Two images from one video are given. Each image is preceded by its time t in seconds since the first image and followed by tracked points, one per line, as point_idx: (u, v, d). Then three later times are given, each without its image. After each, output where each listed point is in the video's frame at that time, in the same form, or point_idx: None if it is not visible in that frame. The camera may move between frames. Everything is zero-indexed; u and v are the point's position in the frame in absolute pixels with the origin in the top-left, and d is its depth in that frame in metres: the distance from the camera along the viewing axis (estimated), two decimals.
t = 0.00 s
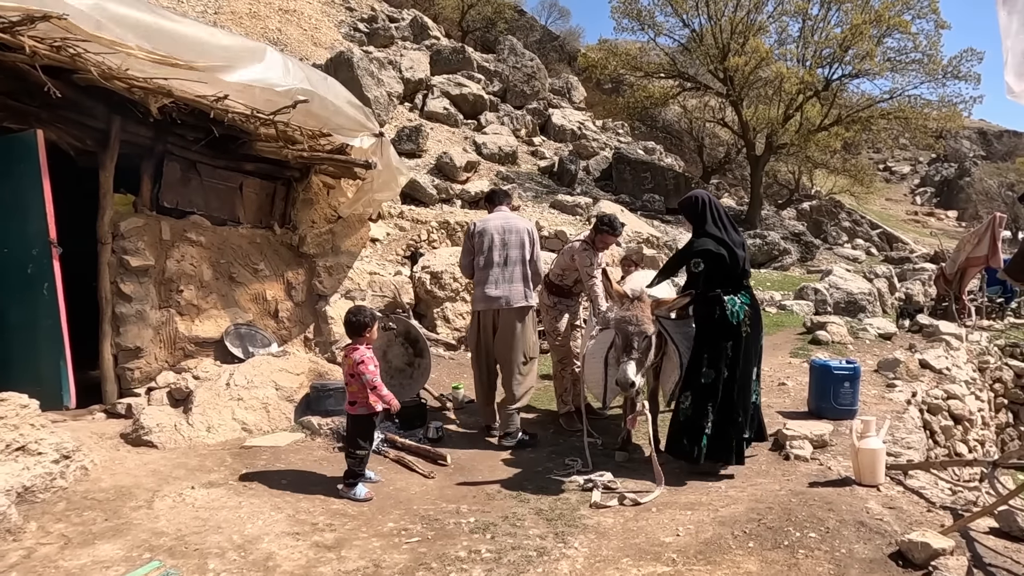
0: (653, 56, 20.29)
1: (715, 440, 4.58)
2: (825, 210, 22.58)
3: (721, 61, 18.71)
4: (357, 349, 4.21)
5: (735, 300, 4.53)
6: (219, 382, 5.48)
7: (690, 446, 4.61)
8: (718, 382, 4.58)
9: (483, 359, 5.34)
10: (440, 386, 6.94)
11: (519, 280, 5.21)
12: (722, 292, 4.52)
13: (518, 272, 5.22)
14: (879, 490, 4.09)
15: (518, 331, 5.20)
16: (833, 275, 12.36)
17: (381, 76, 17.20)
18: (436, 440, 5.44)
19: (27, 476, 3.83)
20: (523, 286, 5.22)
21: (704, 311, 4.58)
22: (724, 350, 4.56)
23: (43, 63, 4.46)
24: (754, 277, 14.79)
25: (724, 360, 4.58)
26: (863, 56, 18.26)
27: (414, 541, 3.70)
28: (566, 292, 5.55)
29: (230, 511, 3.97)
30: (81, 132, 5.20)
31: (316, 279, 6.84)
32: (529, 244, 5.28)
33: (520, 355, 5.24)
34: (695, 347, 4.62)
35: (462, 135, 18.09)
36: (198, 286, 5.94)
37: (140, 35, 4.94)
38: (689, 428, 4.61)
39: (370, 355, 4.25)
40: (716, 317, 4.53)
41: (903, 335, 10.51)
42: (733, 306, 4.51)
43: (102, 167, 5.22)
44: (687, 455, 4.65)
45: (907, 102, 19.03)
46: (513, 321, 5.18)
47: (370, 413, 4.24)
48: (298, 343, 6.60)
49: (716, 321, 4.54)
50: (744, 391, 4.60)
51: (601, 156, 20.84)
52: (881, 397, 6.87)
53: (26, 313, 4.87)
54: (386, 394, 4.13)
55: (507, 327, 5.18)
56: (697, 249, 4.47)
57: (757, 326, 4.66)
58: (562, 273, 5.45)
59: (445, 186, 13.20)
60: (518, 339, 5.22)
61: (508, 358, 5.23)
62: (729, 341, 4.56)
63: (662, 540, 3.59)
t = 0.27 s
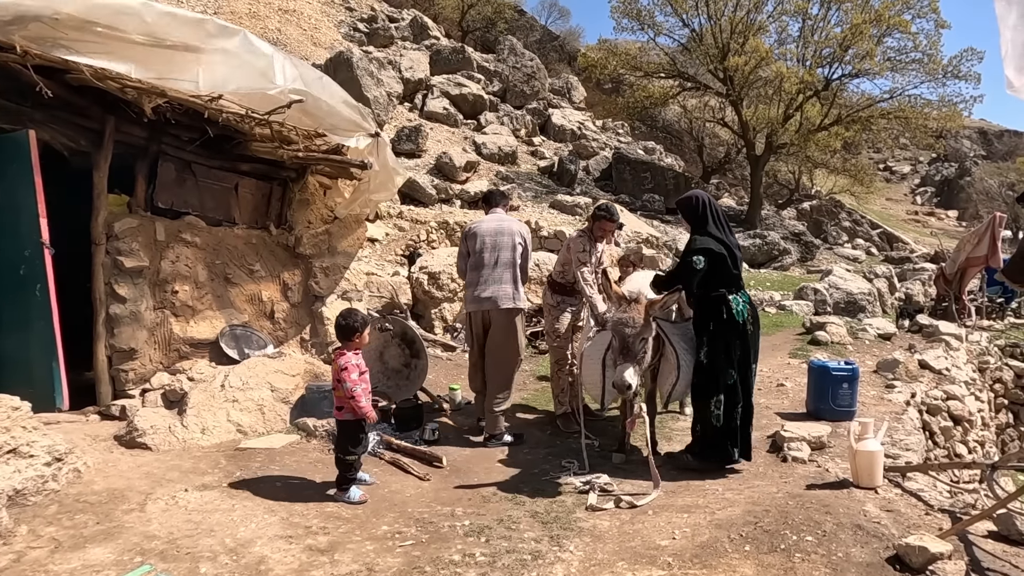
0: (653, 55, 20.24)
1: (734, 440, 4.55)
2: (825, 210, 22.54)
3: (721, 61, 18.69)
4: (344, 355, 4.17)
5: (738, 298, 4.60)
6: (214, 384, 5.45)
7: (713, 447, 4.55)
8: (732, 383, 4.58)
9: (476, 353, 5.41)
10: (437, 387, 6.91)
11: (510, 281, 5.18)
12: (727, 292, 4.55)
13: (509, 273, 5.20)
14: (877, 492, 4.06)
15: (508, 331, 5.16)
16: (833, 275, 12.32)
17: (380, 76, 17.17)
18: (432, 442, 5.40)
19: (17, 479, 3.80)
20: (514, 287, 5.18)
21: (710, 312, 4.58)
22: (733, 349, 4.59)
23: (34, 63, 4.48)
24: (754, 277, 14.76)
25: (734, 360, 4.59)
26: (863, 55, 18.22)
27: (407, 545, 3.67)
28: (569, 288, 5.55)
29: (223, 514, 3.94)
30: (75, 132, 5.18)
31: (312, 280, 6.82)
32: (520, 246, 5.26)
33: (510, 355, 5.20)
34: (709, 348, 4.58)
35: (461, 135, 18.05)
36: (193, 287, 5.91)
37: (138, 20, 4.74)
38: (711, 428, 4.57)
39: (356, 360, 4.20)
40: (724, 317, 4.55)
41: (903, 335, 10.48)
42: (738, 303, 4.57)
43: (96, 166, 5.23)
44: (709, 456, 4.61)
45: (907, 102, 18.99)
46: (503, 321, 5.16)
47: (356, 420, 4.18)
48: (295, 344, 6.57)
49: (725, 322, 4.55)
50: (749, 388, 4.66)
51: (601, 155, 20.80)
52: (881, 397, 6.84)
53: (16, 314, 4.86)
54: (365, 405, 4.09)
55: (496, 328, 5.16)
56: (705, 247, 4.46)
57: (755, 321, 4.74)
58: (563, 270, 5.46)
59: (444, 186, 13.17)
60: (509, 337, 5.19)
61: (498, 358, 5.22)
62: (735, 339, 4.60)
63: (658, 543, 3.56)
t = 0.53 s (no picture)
0: (652, 55, 20.21)
1: (735, 440, 4.57)
2: (825, 210, 22.49)
3: (721, 60, 18.67)
4: (337, 357, 4.12)
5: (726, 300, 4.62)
6: (209, 384, 5.41)
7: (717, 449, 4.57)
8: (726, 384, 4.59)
9: (466, 350, 5.44)
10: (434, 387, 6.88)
11: (498, 278, 5.19)
12: (713, 295, 4.55)
13: (498, 271, 5.21)
14: (875, 493, 4.03)
15: (495, 329, 5.17)
16: (833, 274, 12.27)
17: (380, 76, 17.15)
18: (427, 443, 5.37)
19: (8, 481, 3.78)
20: (502, 284, 5.19)
21: (700, 315, 4.59)
22: (727, 350, 4.61)
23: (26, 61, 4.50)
24: (754, 277, 14.71)
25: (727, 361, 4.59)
26: (863, 55, 18.17)
27: (401, 547, 3.64)
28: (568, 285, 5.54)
29: (216, 516, 3.91)
30: (68, 131, 5.16)
31: (308, 280, 6.79)
32: (509, 246, 5.28)
33: (499, 354, 5.20)
34: (706, 350, 4.58)
35: (461, 135, 18.02)
36: (188, 287, 5.88)
37: (132, 22, 4.72)
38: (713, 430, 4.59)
39: (347, 363, 4.16)
40: (714, 319, 4.57)
41: (903, 335, 10.44)
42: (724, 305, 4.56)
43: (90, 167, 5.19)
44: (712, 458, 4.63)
45: (907, 101, 18.95)
46: (490, 319, 5.17)
47: (341, 425, 4.15)
48: (291, 344, 6.53)
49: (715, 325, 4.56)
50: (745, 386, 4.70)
51: (601, 155, 20.77)
52: (880, 397, 6.81)
53: (9, 315, 4.85)
54: (349, 412, 4.08)
55: (484, 325, 5.18)
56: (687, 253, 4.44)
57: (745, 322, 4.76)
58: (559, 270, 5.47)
59: (444, 186, 13.13)
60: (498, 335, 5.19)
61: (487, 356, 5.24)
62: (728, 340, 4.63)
63: (653, 545, 3.53)
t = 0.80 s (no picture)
0: (653, 54, 20.17)
1: (721, 442, 4.55)
2: (826, 209, 22.46)
3: (721, 60, 18.64)
4: (340, 358, 4.06)
5: (711, 298, 4.57)
6: (206, 384, 5.40)
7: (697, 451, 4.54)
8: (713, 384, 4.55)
9: (460, 347, 5.49)
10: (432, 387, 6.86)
11: (485, 270, 5.29)
12: (696, 295, 4.56)
13: (486, 264, 5.32)
14: (873, 494, 4.00)
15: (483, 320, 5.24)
16: (834, 274, 12.24)
17: (380, 75, 17.13)
18: (425, 443, 5.35)
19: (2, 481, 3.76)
20: (490, 276, 5.28)
21: (686, 315, 4.58)
22: (713, 350, 4.55)
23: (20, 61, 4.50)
24: (754, 276, 14.67)
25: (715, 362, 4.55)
26: (864, 54, 18.14)
27: (396, 548, 3.62)
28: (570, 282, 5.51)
29: (211, 517, 3.89)
30: (64, 131, 5.15)
31: (306, 280, 6.77)
32: (497, 242, 5.43)
33: (488, 346, 5.25)
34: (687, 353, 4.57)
35: (461, 134, 18.00)
36: (185, 287, 5.87)
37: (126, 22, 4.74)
38: (696, 433, 4.54)
39: (352, 364, 4.11)
40: (698, 318, 4.55)
41: (903, 335, 10.41)
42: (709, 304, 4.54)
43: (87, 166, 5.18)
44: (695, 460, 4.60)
45: (908, 100, 18.91)
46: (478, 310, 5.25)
47: (348, 425, 4.12)
48: (288, 344, 6.51)
49: (700, 325, 4.53)
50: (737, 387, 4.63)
51: (601, 155, 20.74)
52: (879, 397, 6.79)
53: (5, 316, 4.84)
54: (358, 413, 4.02)
55: (473, 318, 5.27)
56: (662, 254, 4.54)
57: (738, 319, 4.66)
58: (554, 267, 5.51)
59: (444, 185, 13.10)
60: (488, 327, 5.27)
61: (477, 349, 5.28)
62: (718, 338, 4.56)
63: (650, 546, 3.51)
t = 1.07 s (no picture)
0: (654, 54, 20.14)
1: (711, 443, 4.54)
2: (828, 208, 22.44)
3: (722, 59, 18.62)
4: (351, 357, 4.06)
5: (705, 297, 4.55)
6: (205, 384, 5.40)
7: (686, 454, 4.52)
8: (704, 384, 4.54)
9: (460, 345, 5.48)
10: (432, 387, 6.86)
11: (481, 266, 5.32)
12: (688, 295, 4.55)
13: (480, 261, 5.35)
14: (873, 494, 3.99)
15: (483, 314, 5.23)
16: (835, 273, 12.21)
17: (380, 75, 17.13)
18: (425, 443, 5.34)
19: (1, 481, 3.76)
20: (486, 272, 5.30)
21: (678, 315, 4.57)
22: (706, 349, 4.53)
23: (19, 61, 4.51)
24: (755, 276, 14.65)
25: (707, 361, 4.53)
26: (865, 53, 18.10)
27: (395, 547, 3.62)
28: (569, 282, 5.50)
29: (210, 516, 3.89)
30: (63, 131, 5.15)
31: (305, 279, 6.76)
32: (492, 241, 5.45)
33: (488, 341, 5.24)
34: (677, 355, 4.56)
35: (462, 134, 18.00)
36: (185, 287, 5.87)
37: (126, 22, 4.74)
38: (685, 436, 4.52)
39: (363, 363, 4.09)
40: (692, 318, 4.52)
41: (904, 334, 10.39)
42: (701, 303, 4.52)
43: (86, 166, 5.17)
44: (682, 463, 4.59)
45: (909, 99, 18.88)
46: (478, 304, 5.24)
47: (357, 425, 4.10)
48: (288, 344, 6.51)
49: (692, 324, 4.51)
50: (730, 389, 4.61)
51: (602, 154, 20.73)
52: (880, 397, 6.78)
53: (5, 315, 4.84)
54: (367, 411, 3.99)
55: (473, 313, 5.26)
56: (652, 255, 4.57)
57: (733, 318, 4.62)
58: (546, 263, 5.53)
59: (444, 185, 13.10)
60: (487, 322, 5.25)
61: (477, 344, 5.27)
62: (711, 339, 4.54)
63: (649, 545, 3.50)
